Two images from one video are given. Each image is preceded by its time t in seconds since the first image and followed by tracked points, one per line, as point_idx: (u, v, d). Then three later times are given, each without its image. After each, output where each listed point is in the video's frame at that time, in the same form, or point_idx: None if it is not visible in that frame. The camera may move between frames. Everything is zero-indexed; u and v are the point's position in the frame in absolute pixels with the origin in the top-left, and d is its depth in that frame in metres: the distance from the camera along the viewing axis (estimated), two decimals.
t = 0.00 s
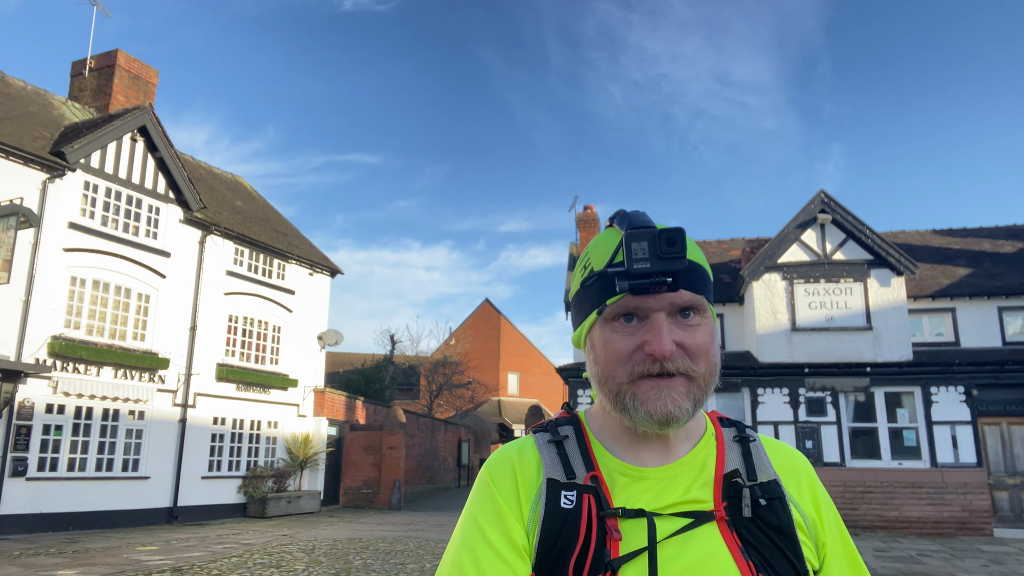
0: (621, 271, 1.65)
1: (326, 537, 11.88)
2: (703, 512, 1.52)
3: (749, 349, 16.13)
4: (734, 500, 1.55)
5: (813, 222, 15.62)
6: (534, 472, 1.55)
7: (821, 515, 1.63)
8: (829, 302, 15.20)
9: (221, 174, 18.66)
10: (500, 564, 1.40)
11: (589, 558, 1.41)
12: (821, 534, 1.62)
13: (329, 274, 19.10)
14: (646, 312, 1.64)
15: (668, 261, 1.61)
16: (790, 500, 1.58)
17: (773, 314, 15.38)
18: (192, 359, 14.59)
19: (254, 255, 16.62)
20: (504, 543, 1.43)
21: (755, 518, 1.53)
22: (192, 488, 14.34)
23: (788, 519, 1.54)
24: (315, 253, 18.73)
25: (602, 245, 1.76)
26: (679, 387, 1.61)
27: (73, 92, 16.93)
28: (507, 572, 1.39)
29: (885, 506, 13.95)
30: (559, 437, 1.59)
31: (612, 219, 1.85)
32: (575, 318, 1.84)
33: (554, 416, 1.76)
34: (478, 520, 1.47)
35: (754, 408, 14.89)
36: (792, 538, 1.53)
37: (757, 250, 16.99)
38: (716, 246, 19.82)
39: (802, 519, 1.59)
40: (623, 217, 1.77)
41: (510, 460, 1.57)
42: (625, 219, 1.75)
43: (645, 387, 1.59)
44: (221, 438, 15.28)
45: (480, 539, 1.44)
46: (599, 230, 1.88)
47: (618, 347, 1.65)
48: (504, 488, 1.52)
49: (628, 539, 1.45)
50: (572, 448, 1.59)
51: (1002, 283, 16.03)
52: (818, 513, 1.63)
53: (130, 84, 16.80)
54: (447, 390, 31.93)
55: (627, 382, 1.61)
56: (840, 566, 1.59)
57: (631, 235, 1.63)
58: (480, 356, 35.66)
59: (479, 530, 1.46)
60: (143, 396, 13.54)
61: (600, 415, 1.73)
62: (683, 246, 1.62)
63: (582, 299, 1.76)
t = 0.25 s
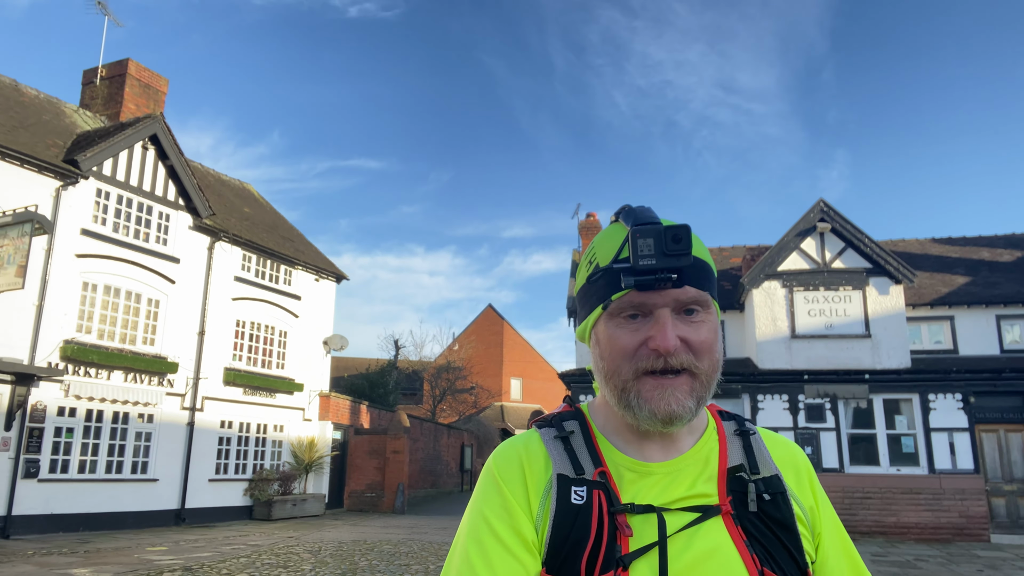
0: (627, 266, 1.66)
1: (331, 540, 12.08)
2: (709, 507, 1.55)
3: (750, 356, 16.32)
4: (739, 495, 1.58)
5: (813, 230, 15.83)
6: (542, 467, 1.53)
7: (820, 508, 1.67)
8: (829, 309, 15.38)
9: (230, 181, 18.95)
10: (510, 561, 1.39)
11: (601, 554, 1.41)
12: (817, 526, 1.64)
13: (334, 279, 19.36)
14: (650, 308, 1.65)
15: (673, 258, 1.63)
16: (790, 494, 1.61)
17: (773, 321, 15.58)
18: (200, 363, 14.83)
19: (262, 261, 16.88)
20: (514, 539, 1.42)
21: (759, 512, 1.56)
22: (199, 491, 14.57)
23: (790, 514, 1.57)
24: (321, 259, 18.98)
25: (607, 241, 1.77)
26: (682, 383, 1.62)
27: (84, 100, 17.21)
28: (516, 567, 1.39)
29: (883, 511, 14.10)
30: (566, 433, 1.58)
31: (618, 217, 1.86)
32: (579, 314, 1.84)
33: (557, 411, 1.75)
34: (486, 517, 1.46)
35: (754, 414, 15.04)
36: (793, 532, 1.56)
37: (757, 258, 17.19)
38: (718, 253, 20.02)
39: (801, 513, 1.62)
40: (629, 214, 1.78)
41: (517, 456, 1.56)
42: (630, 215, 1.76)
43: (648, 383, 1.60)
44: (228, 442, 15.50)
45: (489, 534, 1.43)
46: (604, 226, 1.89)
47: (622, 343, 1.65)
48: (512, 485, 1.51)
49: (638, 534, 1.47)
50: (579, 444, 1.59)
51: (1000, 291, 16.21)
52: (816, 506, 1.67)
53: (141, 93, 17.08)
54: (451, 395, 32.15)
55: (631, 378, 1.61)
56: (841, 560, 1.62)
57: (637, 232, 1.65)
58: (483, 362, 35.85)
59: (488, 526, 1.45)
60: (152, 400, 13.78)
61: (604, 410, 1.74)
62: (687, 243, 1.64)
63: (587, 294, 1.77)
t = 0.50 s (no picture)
0: (617, 285, 1.69)
1: (343, 541, 12.33)
2: (697, 506, 1.61)
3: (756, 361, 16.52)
4: (727, 496, 1.65)
5: (818, 237, 16.03)
6: (532, 470, 1.58)
7: (806, 512, 1.73)
8: (833, 315, 15.58)
9: (243, 189, 19.31)
10: (500, 560, 1.42)
11: (590, 551, 1.44)
12: (806, 530, 1.71)
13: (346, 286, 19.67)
14: (640, 325, 1.69)
15: (663, 278, 1.66)
16: (777, 497, 1.68)
17: (778, 327, 15.78)
18: (215, 367, 15.15)
19: (275, 268, 17.21)
20: (502, 539, 1.45)
21: (746, 512, 1.63)
22: (214, 493, 14.88)
23: (776, 514, 1.63)
24: (333, 266, 19.30)
25: (599, 251, 1.79)
26: (670, 396, 1.68)
27: (102, 111, 17.58)
28: (505, 565, 1.42)
29: (888, 515, 14.26)
30: (555, 435, 1.64)
31: (608, 223, 1.87)
32: (570, 319, 1.88)
33: (548, 416, 1.82)
34: (475, 518, 1.49)
35: (759, 418, 15.22)
36: (780, 533, 1.62)
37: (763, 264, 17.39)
38: (724, 259, 20.22)
39: (788, 516, 1.68)
40: (620, 225, 1.78)
41: (507, 460, 1.60)
42: (622, 226, 1.77)
43: (637, 397, 1.66)
44: (242, 445, 15.82)
45: (479, 535, 1.46)
46: (594, 231, 1.90)
47: (614, 357, 1.71)
48: (502, 487, 1.54)
49: (628, 531, 1.51)
50: (568, 447, 1.65)
51: (1005, 297, 16.34)
52: (804, 510, 1.73)
53: (157, 103, 17.45)
54: (460, 400, 32.54)
55: (621, 392, 1.67)
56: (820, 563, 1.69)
57: (628, 252, 1.67)
58: (491, 366, 36.10)
59: (477, 528, 1.48)
60: (169, 404, 14.10)
61: (593, 414, 1.80)
62: (677, 263, 1.67)
63: (578, 303, 1.80)
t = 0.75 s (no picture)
0: (615, 293, 1.60)
1: (358, 541, 12.59)
2: (696, 506, 1.56)
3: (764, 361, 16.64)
4: (726, 495, 1.60)
5: (825, 238, 16.13)
6: (532, 464, 1.53)
7: (800, 513, 1.71)
8: (841, 315, 15.69)
9: (256, 195, 19.59)
10: (495, 558, 1.38)
11: (590, 549, 1.40)
12: (799, 530, 1.69)
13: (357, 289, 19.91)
14: (638, 330, 1.61)
15: (663, 289, 1.58)
16: (775, 497, 1.64)
17: (786, 327, 15.90)
18: (231, 371, 15.44)
19: (288, 272, 17.47)
20: (499, 534, 1.42)
21: (745, 513, 1.58)
22: (231, 494, 15.16)
23: (774, 516, 1.59)
24: (344, 269, 19.55)
25: (599, 252, 1.71)
26: (668, 404, 1.60)
27: (117, 119, 17.89)
28: (502, 562, 1.38)
29: (896, 513, 14.36)
30: (556, 429, 1.57)
31: (612, 220, 1.78)
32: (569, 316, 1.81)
33: (546, 407, 1.76)
34: (473, 511, 1.45)
35: (767, 418, 15.35)
36: (777, 533, 1.58)
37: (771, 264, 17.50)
38: (732, 259, 20.33)
39: (785, 516, 1.64)
40: (623, 225, 1.70)
41: (507, 452, 1.55)
42: (625, 227, 1.68)
43: (633, 404, 1.58)
44: (257, 446, 16.07)
45: (475, 529, 1.42)
46: (598, 227, 1.81)
47: (610, 362, 1.63)
48: (501, 480, 1.50)
49: (628, 531, 1.46)
50: (569, 440, 1.58)
51: (1013, 296, 16.38)
52: (797, 510, 1.71)
53: (171, 111, 17.76)
54: (470, 400, 32.83)
55: (617, 398, 1.60)
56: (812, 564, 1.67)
57: (627, 260, 1.58)
58: (501, 366, 36.29)
59: (475, 521, 1.44)
60: (186, 407, 14.38)
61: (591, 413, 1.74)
62: (677, 274, 1.58)
63: (577, 304, 1.73)
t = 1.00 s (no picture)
0: (614, 307, 1.56)
1: (374, 537, 12.87)
2: (697, 520, 1.51)
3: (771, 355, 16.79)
4: (727, 509, 1.55)
5: (830, 232, 16.26)
6: (530, 476, 1.51)
7: (810, 526, 1.63)
8: (847, 308, 15.82)
9: (267, 199, 19.88)
10: (497, 569, 1.36)
11: (585, 565, 1.39)
12: (809, 542, 1.62)
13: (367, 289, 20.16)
14: (639, 344, 1.56)
15: (663, 303, 1.53)
16: (780, 508, 1.58)
17: (792, 321, 16.04)
18: (246, 373, 15.74)
19: (300, 275, 17.74)
20: (501, 546, 1.39)
21: (747, 526, 1.53)
22: (249, 493, 15.48)
23: (779, 528, 1.53)
24: (355, 270, 19.82)
25: (599, 263, 1.66)
26: (671, 418, 1.56)
27: (130, 127, 18.22)
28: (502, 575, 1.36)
29: (905, 504, 14.49)
30: (555, 441, 1.56)
31: (613, 227, 1.73)
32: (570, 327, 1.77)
33: (548, 418, 1.74)
34: (473, 523, 1.44)
35: (776, 411, 15.54)
36: (783, 548, 1.53)
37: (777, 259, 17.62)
38: (739, 254, 20.45)
39: (791, 528, 1.59)
40: (624, 234, 1.64)
41: (506, 462, 1.53)
42: (625, 236, 1.63)
43: (636, 418, 1.54)
44: (273, 446, 16.37)
45: (476, 541, 1.40)
46: (599, 234, 1.76)
47: (611, 377, 1.59)
48: (500, 490, 1.48)
49: (623, 547, 1.43)
50: (567, 453, 1.57)
51: (1019, 286, 16.43)
52: (807, 521, 1.63)
53: (183, 118, 18.06)
54: (481, 397, 33.40)
55: (618, 413, 1.56)
56: None
57: (626, 274, 1.52)
58: (511, 364, 36.52)
59: (476, 533, 1.42)
60: (203, 408, 14.68)
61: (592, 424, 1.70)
62: (677, 288, 1.53)
63: (576, 315, 1.68)
